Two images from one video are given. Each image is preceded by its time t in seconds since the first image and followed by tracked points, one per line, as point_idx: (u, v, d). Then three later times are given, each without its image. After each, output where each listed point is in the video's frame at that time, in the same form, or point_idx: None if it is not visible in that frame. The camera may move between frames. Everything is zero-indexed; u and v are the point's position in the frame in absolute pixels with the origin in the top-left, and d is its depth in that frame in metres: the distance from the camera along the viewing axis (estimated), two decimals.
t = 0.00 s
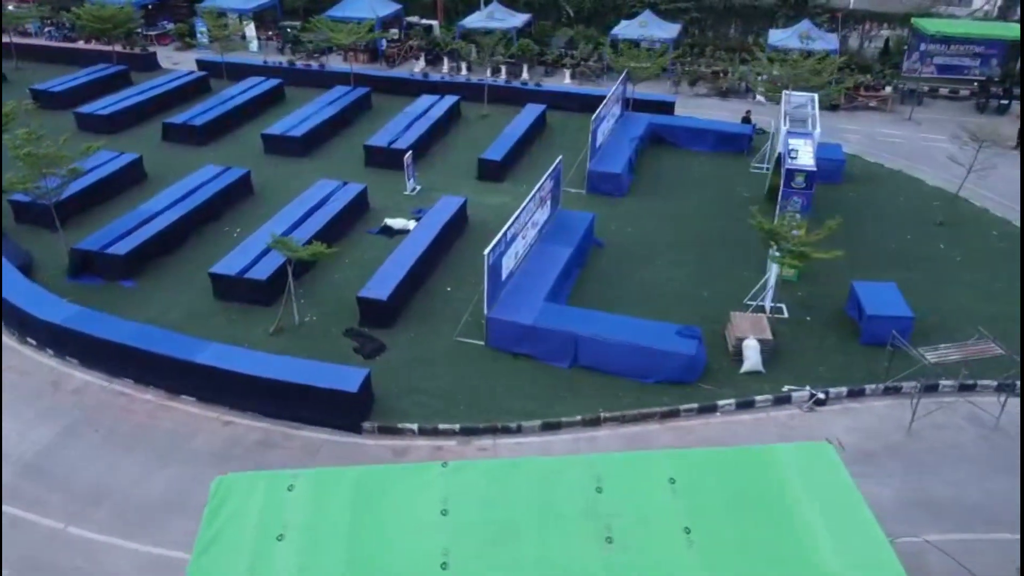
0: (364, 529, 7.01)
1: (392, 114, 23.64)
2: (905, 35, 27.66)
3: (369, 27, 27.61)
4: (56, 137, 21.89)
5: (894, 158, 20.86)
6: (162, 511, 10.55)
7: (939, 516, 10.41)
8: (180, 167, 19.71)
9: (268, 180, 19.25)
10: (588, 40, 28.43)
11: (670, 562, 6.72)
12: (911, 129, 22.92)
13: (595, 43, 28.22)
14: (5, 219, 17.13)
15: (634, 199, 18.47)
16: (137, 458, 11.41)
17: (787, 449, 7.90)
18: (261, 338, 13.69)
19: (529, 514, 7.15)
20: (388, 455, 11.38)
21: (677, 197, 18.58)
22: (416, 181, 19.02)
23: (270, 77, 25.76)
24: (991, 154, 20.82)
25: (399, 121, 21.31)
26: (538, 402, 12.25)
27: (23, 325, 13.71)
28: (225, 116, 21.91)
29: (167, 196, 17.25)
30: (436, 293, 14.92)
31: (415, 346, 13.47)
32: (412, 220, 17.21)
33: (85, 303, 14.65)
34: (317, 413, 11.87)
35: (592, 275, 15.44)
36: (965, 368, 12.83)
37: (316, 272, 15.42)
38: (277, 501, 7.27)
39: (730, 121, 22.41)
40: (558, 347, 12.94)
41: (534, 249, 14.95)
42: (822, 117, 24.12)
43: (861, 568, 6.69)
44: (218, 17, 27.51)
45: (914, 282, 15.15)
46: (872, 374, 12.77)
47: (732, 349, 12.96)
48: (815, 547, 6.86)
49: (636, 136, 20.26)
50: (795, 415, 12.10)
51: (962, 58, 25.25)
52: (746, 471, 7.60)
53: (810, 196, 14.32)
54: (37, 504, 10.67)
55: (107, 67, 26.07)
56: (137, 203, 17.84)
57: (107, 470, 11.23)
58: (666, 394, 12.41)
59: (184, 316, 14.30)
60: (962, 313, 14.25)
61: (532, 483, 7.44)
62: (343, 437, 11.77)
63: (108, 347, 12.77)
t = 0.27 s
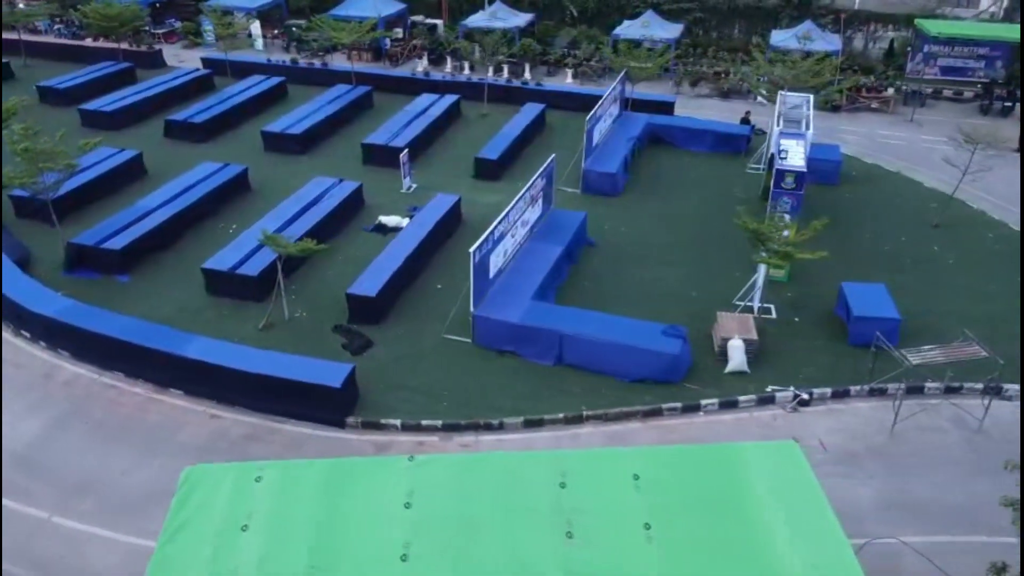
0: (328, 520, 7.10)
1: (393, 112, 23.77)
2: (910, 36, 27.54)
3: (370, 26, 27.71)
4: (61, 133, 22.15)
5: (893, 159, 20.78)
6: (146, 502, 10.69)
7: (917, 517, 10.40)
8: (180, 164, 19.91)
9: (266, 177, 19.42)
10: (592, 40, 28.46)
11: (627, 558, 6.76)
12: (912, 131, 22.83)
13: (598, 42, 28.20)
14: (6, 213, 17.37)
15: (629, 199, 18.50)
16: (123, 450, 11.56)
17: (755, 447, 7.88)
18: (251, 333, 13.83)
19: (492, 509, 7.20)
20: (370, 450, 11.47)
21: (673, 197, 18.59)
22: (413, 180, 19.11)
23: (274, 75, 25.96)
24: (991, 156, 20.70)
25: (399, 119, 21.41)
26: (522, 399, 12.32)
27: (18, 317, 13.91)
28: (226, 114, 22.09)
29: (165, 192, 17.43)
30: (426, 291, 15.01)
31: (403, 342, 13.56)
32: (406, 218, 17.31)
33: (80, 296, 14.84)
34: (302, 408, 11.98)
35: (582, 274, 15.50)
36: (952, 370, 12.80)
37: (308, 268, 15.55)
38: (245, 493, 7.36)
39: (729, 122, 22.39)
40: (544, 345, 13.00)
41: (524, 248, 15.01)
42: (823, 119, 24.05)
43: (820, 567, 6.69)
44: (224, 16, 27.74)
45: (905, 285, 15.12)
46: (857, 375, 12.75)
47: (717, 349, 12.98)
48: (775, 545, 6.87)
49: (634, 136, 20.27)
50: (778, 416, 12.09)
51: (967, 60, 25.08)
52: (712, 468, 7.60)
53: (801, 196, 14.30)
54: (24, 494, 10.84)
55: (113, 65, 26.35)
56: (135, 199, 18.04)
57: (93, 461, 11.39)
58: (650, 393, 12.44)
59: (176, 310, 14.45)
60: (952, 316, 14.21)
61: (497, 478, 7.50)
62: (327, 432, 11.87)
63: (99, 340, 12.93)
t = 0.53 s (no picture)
0: (291, 510, 7.19)
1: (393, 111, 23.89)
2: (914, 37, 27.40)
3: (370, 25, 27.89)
4: (64, 129, 22.41)
5: (892, 161, 20.68)
6: (128, 493, 10.84)
7: (894, 518, 10.39)
8: (179, 160, 20.10)
9: (264, 174, 19.58)
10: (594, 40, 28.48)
11: (583, 552, 6.81)
12: (913, 132, 22.71)
13: (600, 41, 28.15)
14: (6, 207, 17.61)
15: (623, 198, 18.53)
16: (109, 441, 11.71)
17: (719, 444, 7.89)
18: (240, 328, 13.96)
19: (453, 502, 7.27)
20: (351, 444, 11.56)
21: (667, 197, 18.60)
22: (408, 177, 19.20)
23: (276, 73, 26.13)
24: (991, 159, 20.57)
25: (397, 117, 21.52)
26: (505, 396, 12.37)
27: (12, 310, 14.12)
28: (227, 111, 22.26)
29: (161, 188, 17.61)
30: (415, 287, 15.09)
31: (390, 338, 13.65)
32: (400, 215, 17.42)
33: (75, 290, 15.03)
34: (286, 402, 12.09)
35: (571, 273, 15.54)
36: (937, 372, 12.75)
37: (300, 264, 15.67)
38: (211, 483, 7.47)
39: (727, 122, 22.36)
40: (529, 342, 13.06)
41: (514, 246, 15.06)
42: (824, 119, 23.93)
43: (775, 563, 6.72)
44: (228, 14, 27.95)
45: (895, 287, 15.07)
46: (842, 376, 12.72)
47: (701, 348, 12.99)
48: (732, 540, 6.89)
49: (630, 136, 20.28)
50: (760, 416, 12.09)
51: (971, 62, 24.88)
52: (674, 464, 7.63)
53: (789, 196, 14.28)
54: (9, 483, 11.01)
55: (119, 62, 26.60)
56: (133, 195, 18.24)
57: (79, 452, 11.55)
58: (633, 391, 12.47)
59: (168, 305, 14.61)
60: (941, 318, 14.15)
61: (460, 471, 7.57)
62: (310, 426, 11.97)
63: (89, 333, 13.10)
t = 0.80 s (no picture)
0: (255, 501, 7.30)
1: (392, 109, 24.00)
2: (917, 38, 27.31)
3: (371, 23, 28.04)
4: (68, 125, 22.67)
5: (890, 162, 20.60)
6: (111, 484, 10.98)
7: (870, 518, 10.37)
8: (179, 157, 20.29)
9: (261, 171, 19.73)
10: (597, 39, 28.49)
11: (540, 546, 6.87)
12: (913, 134, 22.62)
13: (602, 41, 28.12)
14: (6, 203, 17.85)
15: (617, 198, 18.55)
16: (95, 433, 11.86)
17: (683, 441, 7.93)
18: (230, 323, 14.10)
19: (415, 495, 7.34)
20: (333, 438, 11.66)
21: (661, 198, 18.62)
22: (404, 175, 19.29)
23: (279, 71, 26.31)
24: (990, 162, 20.44)
25: (395, 116, 21.62)
26: (488, 393, 12.44)
27: (6, 303, 14.32)
28: (228, 109, 22.45)
29: (158, 184, 17.79)
30: (405, 284, 15.18)
31: (376, 334, 13.74)
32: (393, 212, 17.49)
33: (69, 284, 15.23)
34: (269, 396, 12.21)
35: (561, 271, 15.58)
36: (922, 374, 12.71)
37: (292, 260, 15.78)
38: (179, 473, 7.58)
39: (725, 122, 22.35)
40: (514, 339, 13.12)
41: (503, 244, 15.12)
42: (825, 120, 23.84)
43: (729, 557, 6.74)
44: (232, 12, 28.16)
45: (886, 288, 15.01)
46: (826, 376, 12.69)
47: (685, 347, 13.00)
48: (689, 534, 6.92)
49: (626, 135, 20.29)
50: (741, 415, 12.10)
51: (974, 63, 24.85)
52: (636, 461, 7.67)
53: (778, 197, 14.25)
54: None
55: (124, 59, 26.87)
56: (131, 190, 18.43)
57: (65, 443, 11.71)
58: (615, 390, 12.50)
59: (159, 299, 14.76)
60: (929, 320, 14.11)
61: (425, 465, 7.64)
62: (293, 420, 12.09)
63: (79, 326, 13.28)
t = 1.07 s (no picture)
0: (220, 491, 7.40)
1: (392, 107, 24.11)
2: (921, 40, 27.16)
3: (373, 22, 28.20)
4: (71, 121, 22.93)
5: (888, 163, 20.51)
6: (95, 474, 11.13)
7: (846, 519, 10.35)
8: (178, 153, 20.49)
9: (259, 167, 19.88)
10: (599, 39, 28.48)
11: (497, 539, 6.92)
12: (913, 135, 22.51)
13: (604, 40, 28.12)
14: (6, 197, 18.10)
15: (611, 197, 18.58)
16: (82, 424, 12.03)
17: (647, 437, 7.96)
18: (220, 317, 14.24)
19: (378, 487, 7.42)
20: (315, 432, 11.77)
21: (655, 197, 18.63)
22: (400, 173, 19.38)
23: (282, 69, 26.49)
24: (989, 164, 20.34)
25: (393, 114, 21.72)
26: (471, 390, 12.52)
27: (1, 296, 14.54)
28: (229, 106, 22.64)
29: (155, 180, 17.99)
30: (394, 281, 15.26)
31: (363, 330, 13.84)
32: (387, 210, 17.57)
33: (64, 278, 15.43)
34: (254, 390, 12.33)
35: (550, 270, 15.62)
36: (907, 375, 12.67)
37: (284, 256, 15.91)
38: (148, 463, 7.70)
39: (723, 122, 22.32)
40: (498, 336, 13.19)
41: (492, 241, 15.18)
42: (825, 121, 23.76)
43: (685, 554, 6.77)
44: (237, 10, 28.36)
45: (875, 289, 14.98)
46: (810, 377, 12.68)
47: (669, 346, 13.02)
48: (646, 529, 6.97)
49: (622, 135, 20.30)
50: (722, 414, 12.11)
51: (978, 65, 24.57)
52: (599, 457, 7.71)
53: (766, 197, 14.24)
54: None
55: (129, 57, 27.13)
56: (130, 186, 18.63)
57: (52, 433, 11.88)
58: (598, 388, 12.55)
59: (152, 293, 14.92)
60: (917, 322, 14.06)
61: (390, 458, 7.71)
62: (277, 414, 12.21)
63: (70, 319, 13.46)
